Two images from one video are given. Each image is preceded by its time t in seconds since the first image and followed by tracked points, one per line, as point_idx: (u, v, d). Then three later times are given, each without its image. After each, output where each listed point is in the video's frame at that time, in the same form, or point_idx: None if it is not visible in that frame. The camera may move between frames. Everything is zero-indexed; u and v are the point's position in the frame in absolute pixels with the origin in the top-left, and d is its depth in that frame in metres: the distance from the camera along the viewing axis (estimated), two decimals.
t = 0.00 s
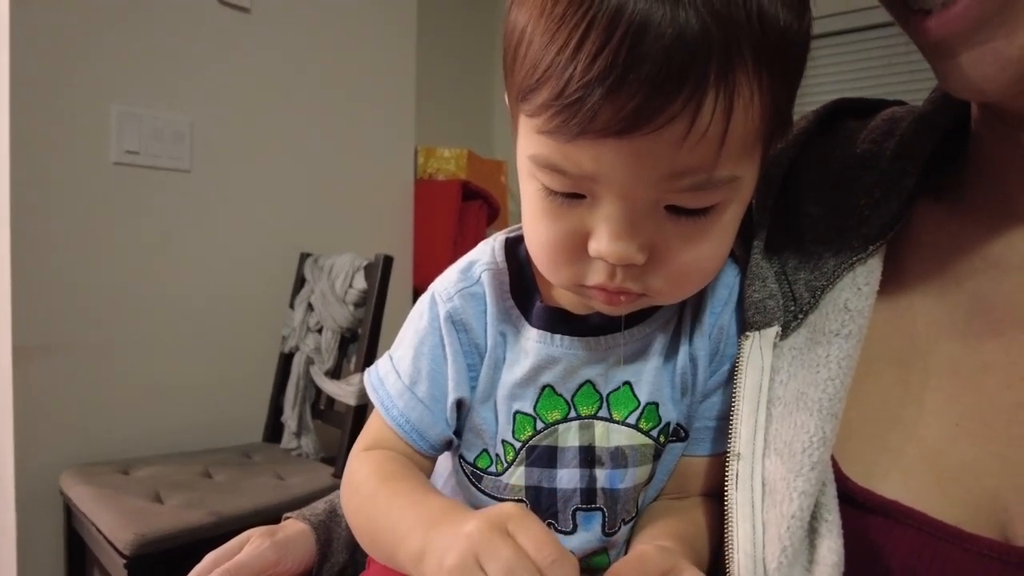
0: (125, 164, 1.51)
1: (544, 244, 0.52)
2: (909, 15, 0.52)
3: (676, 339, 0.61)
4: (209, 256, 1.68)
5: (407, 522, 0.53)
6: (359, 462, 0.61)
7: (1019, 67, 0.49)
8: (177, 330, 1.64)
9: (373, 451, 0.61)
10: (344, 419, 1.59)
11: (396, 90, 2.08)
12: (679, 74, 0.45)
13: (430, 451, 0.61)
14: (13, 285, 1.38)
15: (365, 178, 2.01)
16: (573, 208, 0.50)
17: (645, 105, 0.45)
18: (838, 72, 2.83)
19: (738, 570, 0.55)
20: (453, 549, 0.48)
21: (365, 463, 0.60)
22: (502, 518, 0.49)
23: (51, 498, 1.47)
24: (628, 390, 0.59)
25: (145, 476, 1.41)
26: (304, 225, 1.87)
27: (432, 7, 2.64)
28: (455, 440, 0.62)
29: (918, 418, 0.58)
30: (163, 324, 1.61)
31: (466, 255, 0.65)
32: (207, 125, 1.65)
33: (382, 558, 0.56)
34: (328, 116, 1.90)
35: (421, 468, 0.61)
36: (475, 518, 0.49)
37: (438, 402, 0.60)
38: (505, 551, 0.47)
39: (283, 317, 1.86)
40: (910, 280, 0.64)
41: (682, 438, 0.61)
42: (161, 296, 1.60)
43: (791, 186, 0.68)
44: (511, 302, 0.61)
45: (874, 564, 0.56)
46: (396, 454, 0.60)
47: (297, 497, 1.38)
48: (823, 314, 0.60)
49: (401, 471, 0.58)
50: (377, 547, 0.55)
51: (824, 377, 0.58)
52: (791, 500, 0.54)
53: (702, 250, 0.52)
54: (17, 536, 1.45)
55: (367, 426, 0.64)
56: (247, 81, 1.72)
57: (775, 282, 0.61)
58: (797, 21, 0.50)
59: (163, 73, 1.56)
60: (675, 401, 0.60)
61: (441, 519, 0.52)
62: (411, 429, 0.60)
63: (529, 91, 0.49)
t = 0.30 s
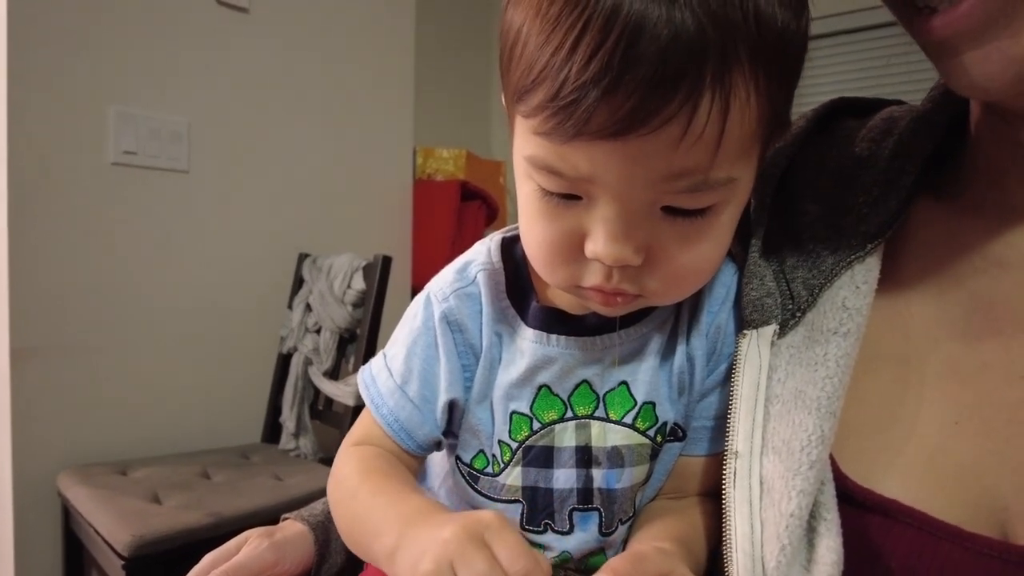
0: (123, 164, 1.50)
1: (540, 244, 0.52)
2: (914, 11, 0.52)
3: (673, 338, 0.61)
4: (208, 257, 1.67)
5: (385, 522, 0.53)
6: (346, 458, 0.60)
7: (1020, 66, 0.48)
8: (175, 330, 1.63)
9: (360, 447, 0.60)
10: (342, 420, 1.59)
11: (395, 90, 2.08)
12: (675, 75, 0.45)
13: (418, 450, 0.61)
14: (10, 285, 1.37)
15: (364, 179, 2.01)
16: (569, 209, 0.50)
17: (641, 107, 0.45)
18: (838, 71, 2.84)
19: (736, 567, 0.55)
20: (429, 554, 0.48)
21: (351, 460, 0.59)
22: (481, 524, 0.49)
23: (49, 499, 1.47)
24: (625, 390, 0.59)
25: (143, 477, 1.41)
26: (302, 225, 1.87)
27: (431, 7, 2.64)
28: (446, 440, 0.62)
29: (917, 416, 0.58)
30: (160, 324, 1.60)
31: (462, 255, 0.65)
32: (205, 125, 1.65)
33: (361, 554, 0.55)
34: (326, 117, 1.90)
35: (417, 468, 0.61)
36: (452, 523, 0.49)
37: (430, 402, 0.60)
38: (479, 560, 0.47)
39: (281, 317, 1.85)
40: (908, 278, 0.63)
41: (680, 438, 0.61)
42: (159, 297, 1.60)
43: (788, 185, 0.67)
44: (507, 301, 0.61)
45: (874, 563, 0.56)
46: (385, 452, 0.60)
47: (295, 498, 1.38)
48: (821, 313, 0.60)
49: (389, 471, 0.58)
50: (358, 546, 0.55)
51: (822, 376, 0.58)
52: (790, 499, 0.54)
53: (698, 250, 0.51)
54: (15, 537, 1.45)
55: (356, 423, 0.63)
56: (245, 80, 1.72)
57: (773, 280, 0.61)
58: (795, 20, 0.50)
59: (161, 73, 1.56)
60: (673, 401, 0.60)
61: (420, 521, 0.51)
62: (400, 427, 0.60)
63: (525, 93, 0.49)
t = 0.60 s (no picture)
0: (121, 165, 1.50)
1: (536, 243, 0.52)
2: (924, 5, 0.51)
3: (671, 337, 0.60)
4: (206, 257, 1.67)
5: (376, 516, 0.53)
6: (337, 452, 0.60)
7: (1022, 63, 0.48)
8: (172, 331, 1.63)
9: (352, 443, 0.60)
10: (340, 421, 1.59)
11: (394, 89, 2.07)
12: (668, 73, 0.45)
13: (410, 448, 0.60)
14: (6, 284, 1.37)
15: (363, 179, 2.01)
16: (565, 208, 0.49)
17: (635, 105, 0.45)
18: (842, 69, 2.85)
19: (735, 567, 0.55)
20: (422, 554, 0.48)
21: (342, 455, 0.59)
22: (478, 528, 0.48)
23: (46, 501, 1.47)
24: (622, 388, 0.59)
25: (141, 477, 1.41)
26: (300, 226, 1.86)
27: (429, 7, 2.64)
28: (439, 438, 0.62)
29: (917, 414, 0.58)
30: (158, 325, 1.60)
31: (459, 254, 0.65)
32: (203, 125, 1.65)
33: (348, 547, 0.55)
34: (324, 117, 1.90)
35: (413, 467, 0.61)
36: (447, 524, 0.49)
37: (424, 400, 0.59)
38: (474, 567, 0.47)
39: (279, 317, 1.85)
40: (906, 276, 0.63)
41: (678, 437, 0.61)
42: (157, 297, 1.59)
43: (786, 184, 0.67)
44: (504, 300, 0.60)
45: (874, 563, 0.55)
46: (377, 448, 0.60)
47: (294, 499, 1.38)
48: (819, 311, 0.60)
49: (382, 467, 0.57)
50: (346, 538, 0.55)
51: (820, 374, 0.58)
52: (789, 498, 0.54)
53: (694, 248, 0.51)
54: (12, 538, 1.44)
55: (348, 419, 0.63)
56: (243, 80, 1.72)
57: (771, 278, 0.61)
58: (790, 17, 0.50)
59: (159, 73, 1.56)
60: (670, 399, 0.60)
61: (411, 517, 0.51)
62: (392, 425, 0.59)
63: (519, 92, 0.49)
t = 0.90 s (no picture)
0: (119, 164, 1.50)
1: (532, 243, 0.52)
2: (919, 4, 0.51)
3: (669, 337, 0.60)
4: (204, 258, 1.67)
5: (368, 513, 0.53)
6: (331, 450, 0.60)
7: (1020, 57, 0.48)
8: (171, 331, 1.63)
9: (344, 440, 0.59)
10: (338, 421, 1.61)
11: (392, 89, 2.07)
12: (663, 72, 0.45)
13: (405, 448, 0.60)
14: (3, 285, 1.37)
15: (361, 179, 2.00)
16: (562, 207, 0.49)
17: (630, 104, 0.44)
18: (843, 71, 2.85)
19: (736, 568, 0.54)
20: (417, 554, 0.48)
21: (335, 452, 0.59)
22: (474, 530, 0.48)
23: (43, 502, 1.46)
24: (620, 388, 0.59)
25: (138, 478, 1.40)
26: (298, 226, 1.86)
27: (428, 7, 2.64)
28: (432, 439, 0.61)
29: (916, 413, 0.58)
30: (156, 325, 1.60)
31: (455, 254, 0.64)
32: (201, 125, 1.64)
33: (339, 544, 0.55)
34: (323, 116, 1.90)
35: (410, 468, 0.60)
36: (442, 524, 0.49)
37: (419, 400, 0.59)
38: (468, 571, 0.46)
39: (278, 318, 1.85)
40: (906, 276, 0.63)
41: (676, 437, 0.61)
42: (155, 298, 1.59)
43: (784, 183, 0.67)
44: (501, 299, 0.60)
45: (874, 563, 0.55)
46: (371, 447, 0.59)
47: (292, 501, 1.37)
48: (817, 309, 0.60)
49: (375, 465, 0.57)
50: (337, 536, 0.54)
51: (818, 373, 0.58)
52: (788, 497, 0.54)
53: (692, 248, 0.51)
54: (9, 540, 1.44)
55: (342, 417, 0.63)
56: (241, 80, 1.71)
57: (769, 277, 0.61)
58: (785, 14, 0.50)
59: (157, 72, 1.56)
60: (669, 399, 0.60)
61: (403, 514, 0.51)
62: (387, 424, 0.59)
63: (514, 91, 0.48)
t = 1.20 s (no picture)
0: (117, 165, 1.50)
1: (533, 246, 0.52)
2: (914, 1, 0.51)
3: (668, 340, 0.60)
4: (202, 258, 1.67)
5: (335, 524, 0.53)
6: (319, 447, 0.60)
7: (1012, 55, 0.48)
8: (169, 332, 1.63)
9: (333, 439, 0.60)
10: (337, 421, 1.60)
11: (392, 89, 2.07)
12: (666, 74, 0.44)
13: (398, 450, 0.60)
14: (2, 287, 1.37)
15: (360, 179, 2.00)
16: (562, 211, 0.49)
17: (632, 107, 0.44)
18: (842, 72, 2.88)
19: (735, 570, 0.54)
20: None
21: (322, 450, 0.59)
22: (428, 565, 0.48)
23: (41, 503, 1.46)
24: (619, 391, 0.58)
25: (137, 479, 1.40)
26: (297, 226, 1.86)
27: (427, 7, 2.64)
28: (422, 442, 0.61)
29: (915, 415, 0.58)
30: (155, 327, 1.60)
31: (453, 256, 0.64)
32: (200, 125, 1.64)
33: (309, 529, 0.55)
34: (321, 116, 1.89)
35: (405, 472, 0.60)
36: (399, 554, 0.49)
37: (412, 403, 0.59)
38: None
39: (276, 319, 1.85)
40: (906, 278, 0.63)
41: (676, 440, 0.61)
42: (153, 298, 1.59)
43: (782, 185, 0.67)
44: (499, 301, 0.60)
45: (873, 565, 0.55)
46: (359, 447, 0.60)
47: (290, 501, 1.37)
48: (817, 312, 0.60)
49: (356, 467, 0.57)
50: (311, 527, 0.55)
51: (818, 376, 0.57)
52: (788, 500, 0.54)
53: (693, 252, 0.51)
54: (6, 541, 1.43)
55: (332, 417, 0.63)
56: (241, 81, 1.71)
57: (768, 280, 0.61)
58: (787, 16, 0.50)
59: (156, 72, 1.56)
60: (668, 402, 0.59)
61: (367, 532, 0.51)
62: (380, 426, 0.59)
63: (516, 94, 0.48)
